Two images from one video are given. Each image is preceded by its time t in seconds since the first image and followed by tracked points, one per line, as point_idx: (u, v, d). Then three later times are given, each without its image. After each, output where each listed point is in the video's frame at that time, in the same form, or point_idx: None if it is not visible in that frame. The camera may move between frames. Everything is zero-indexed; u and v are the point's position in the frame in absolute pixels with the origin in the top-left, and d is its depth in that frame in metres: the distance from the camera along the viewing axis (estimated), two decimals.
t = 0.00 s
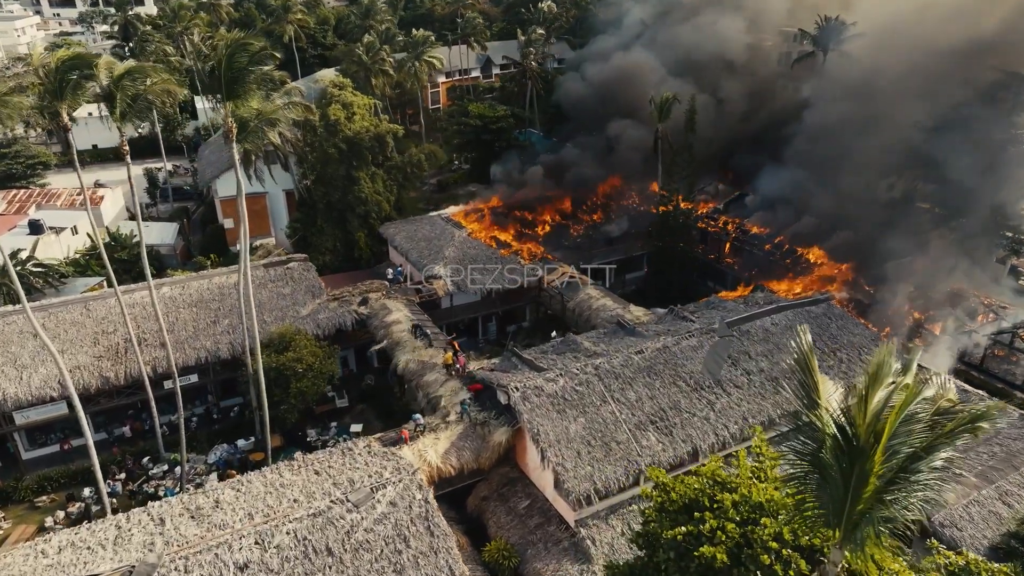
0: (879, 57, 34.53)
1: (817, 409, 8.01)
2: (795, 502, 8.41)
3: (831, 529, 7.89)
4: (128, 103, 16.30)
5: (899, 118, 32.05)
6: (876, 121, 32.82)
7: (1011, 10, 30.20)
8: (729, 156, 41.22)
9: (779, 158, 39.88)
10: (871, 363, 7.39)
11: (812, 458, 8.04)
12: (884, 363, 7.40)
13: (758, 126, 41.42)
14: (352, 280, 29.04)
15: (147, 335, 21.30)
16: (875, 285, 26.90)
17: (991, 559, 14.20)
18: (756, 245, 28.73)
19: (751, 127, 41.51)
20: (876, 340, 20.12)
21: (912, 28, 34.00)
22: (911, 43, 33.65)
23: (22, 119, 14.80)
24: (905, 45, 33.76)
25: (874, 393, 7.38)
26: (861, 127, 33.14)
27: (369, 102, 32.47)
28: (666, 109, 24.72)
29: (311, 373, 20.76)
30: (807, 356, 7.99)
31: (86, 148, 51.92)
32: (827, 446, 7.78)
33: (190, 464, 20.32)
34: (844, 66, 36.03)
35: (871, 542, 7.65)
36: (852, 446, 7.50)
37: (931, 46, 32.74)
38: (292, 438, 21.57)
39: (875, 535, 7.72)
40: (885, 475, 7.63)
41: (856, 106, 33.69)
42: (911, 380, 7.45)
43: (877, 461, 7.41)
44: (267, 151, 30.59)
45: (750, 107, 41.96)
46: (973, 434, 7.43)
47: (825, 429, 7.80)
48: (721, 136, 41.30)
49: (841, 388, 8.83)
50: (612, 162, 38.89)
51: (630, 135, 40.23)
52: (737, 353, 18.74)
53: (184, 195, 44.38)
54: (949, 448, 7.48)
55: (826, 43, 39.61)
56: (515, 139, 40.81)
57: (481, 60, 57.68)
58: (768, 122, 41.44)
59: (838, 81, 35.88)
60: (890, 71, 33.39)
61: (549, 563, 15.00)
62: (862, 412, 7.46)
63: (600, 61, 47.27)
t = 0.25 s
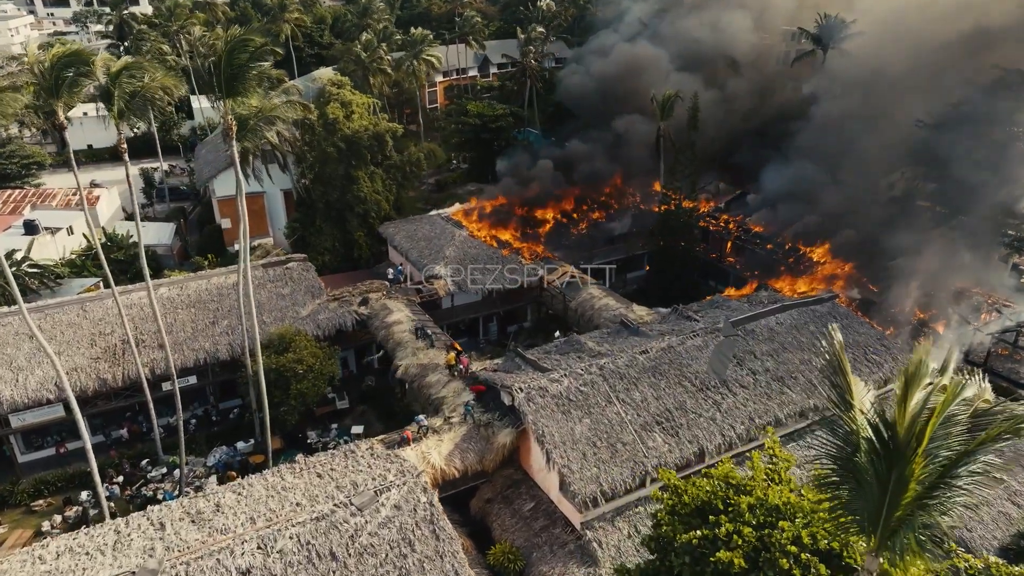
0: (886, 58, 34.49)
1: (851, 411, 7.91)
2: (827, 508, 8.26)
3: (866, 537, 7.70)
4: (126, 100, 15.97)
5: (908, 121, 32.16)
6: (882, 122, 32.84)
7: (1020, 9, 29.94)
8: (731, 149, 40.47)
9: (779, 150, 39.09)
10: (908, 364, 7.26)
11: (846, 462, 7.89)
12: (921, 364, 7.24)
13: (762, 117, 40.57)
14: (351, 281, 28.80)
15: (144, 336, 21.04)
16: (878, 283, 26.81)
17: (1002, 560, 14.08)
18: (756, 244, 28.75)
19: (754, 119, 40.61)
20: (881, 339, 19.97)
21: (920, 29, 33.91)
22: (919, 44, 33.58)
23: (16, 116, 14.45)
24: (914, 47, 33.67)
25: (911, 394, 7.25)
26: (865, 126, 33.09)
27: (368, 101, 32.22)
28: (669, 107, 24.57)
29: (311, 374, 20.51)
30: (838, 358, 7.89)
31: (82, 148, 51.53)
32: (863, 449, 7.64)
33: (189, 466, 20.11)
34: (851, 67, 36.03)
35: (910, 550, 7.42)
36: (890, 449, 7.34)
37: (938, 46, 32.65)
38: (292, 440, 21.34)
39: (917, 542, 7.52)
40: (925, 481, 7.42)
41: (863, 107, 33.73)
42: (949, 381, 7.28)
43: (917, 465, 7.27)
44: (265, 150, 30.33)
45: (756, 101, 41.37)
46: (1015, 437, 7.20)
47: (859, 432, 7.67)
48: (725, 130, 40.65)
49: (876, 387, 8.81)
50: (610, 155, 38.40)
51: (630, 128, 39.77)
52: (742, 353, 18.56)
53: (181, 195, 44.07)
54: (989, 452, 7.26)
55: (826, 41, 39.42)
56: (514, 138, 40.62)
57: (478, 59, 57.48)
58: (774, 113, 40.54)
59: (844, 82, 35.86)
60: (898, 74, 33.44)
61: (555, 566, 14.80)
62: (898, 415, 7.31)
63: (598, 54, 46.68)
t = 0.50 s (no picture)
0: (890, 57, 34.40)
1: (886, 414, 7.69)
2: (858, 513, 8.07)
3: (904, 544, 7.51)
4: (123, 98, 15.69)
5: (909, 117, 31.97)
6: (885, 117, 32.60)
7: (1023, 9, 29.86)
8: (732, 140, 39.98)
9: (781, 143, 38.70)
10: (948, 365, 6.96)
11: (881, 467, 7.71)
12: (962, 365, 6.96)
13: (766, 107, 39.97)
14: (350, 281, 28.57)
15: (142, 338, 20.78)
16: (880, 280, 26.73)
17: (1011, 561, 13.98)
18: (759, 243, 28.66)
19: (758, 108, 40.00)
20: (886, 338, 19.82)
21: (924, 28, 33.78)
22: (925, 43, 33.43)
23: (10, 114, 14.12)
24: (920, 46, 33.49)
25: (952, 398, 6.96)
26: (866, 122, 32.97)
27: (366, 100, 31.98)
28: (671, 105, 24.37)
29: (311, 376, 20.26)
30: (872, 359, 7.60)
31: (77, 148, 51.12)
32: (900, 453, 7.44)
33: (188, 469, 19.87)
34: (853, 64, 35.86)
35: (951, 558, 7.24)
36: (929, 454, 7.12)
37: (941, 44, 32.43)
38: (292, 441, 21.12)
39: (957, 549, 7.32)
40: (965, 486, 7.22)
41: (865, 105, 33.61)
42: (989, 382, 7.02)
43: (959, 470, 7.06)
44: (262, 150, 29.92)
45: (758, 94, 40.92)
46: None
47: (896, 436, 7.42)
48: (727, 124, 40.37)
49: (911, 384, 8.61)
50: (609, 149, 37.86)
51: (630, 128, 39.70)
52: (747, 352, 18.40)
53: (177, 195, 43.75)
54: None
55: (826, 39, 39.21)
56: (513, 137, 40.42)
57: (475, 58, 57.27)
58: (774, 108, 40.25)
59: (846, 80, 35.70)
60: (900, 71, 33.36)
61: (560, 569, 14.62)
62: (939, 420, 7.05)
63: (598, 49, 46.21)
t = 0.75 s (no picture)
0: (892, 57, 34.47)
1: (923, 416, 7.56)
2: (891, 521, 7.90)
3: (942, 554, 7.28)
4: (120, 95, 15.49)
5: (910, 115, 31.87)
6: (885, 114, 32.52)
7: None
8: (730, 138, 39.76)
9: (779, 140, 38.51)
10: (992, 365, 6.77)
11: (918, 472, 7.56)
12: (1006, 365, 6.78)
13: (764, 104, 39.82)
14: (349, 281, 28.33)
15: (138, 339, 20.51)
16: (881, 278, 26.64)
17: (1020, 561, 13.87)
18: (760, 242, 28.58)
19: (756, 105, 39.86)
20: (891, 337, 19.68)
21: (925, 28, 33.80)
22: (928, 46, 33.61)
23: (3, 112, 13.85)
24: (923, 50, 33.69)
25: (996, 401, 6.71)
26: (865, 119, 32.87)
27: (364, 98, 31.75)
28: (671, 103, 24.18)
29: (310, 378, 20.02)
30: (907, 360, 7.54)
31: (71, 148, 50.73)
32: (937, 457, 7.27)
33: (185, 472, 19.61)
34: (855, 64, 35.90)
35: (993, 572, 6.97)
36: (969, 459, 6.90)
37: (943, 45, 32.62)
38: (290, 444, 20.87)
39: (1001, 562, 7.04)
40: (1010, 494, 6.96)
41: (866, 102, 33.52)
42: None
43: (1003, 477, 6.77)
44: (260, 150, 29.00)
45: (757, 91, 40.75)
46: None
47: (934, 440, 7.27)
48: (726, 121, 40.13)
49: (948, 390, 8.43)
50: (610, 145, 37.55)
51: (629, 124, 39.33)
52: (751, 352, 18.23)
53: (173, 195, 43.42)
54: None
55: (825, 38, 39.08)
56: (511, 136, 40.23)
57: (472, 57, 57.06)
58: (773, 106, 40.12)
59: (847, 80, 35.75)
60: (902, 71, 33.45)
61: (565, 573, 14.43)
62: (981, 424, 6.80)
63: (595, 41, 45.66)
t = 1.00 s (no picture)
0: (894, 57, 34.42)
1: (961, 419, 7.30)
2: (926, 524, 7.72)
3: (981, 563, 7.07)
4: (114, 91, 15.28)
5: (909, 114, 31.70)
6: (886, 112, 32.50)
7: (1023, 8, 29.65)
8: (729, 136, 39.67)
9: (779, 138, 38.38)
10: None
11: (957, 478, 7.30)
12: None
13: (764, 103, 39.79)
14: (346, 281, 28.06)
15: (134, 341, 20.22)
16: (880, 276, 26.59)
17: None
18: (760, 240, 28.51)
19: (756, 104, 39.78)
20: (894, 336, 19.55)
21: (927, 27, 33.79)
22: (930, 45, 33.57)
23: None
24: (925, 49, 33.67)
25: None
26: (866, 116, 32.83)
27: (361, 97, 31.50)
28: (671, 100, 24.04)
29: (308, 379, 19.76)
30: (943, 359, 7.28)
31: (64, 148, 50.28)
32: (977, 463, 6.99)
33: (182, 475, 19.36)
34: (858, 65, 35.96)
35: None
36: (1011, 464, 6.64)
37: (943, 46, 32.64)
38: (289, 446, 20.60)
39: None
40: None
41: (867, 100, 33.50)
42: None
43: None
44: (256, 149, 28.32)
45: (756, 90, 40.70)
46: None
47: (973, 443, 7.04)
48: (725, 120, 39.99)
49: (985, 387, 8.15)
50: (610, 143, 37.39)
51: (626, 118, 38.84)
52: (755, 352, 18.08)
53: (167, 195, 43.07)
54: None
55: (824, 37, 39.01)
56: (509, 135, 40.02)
57: (468, 56, 56.86)
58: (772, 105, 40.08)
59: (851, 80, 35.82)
60: (904, 71, 33.48)
61: None
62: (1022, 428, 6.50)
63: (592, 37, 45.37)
